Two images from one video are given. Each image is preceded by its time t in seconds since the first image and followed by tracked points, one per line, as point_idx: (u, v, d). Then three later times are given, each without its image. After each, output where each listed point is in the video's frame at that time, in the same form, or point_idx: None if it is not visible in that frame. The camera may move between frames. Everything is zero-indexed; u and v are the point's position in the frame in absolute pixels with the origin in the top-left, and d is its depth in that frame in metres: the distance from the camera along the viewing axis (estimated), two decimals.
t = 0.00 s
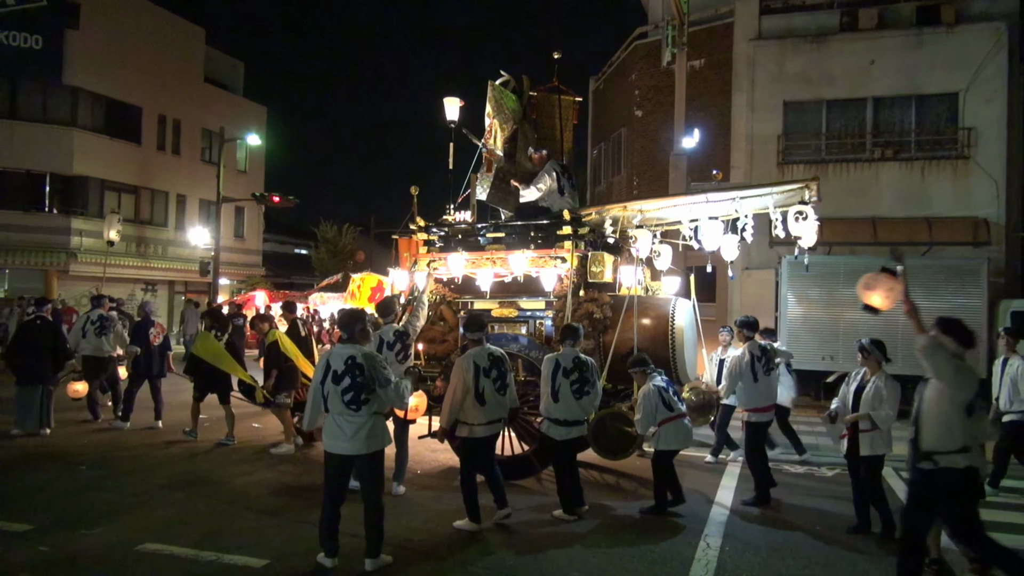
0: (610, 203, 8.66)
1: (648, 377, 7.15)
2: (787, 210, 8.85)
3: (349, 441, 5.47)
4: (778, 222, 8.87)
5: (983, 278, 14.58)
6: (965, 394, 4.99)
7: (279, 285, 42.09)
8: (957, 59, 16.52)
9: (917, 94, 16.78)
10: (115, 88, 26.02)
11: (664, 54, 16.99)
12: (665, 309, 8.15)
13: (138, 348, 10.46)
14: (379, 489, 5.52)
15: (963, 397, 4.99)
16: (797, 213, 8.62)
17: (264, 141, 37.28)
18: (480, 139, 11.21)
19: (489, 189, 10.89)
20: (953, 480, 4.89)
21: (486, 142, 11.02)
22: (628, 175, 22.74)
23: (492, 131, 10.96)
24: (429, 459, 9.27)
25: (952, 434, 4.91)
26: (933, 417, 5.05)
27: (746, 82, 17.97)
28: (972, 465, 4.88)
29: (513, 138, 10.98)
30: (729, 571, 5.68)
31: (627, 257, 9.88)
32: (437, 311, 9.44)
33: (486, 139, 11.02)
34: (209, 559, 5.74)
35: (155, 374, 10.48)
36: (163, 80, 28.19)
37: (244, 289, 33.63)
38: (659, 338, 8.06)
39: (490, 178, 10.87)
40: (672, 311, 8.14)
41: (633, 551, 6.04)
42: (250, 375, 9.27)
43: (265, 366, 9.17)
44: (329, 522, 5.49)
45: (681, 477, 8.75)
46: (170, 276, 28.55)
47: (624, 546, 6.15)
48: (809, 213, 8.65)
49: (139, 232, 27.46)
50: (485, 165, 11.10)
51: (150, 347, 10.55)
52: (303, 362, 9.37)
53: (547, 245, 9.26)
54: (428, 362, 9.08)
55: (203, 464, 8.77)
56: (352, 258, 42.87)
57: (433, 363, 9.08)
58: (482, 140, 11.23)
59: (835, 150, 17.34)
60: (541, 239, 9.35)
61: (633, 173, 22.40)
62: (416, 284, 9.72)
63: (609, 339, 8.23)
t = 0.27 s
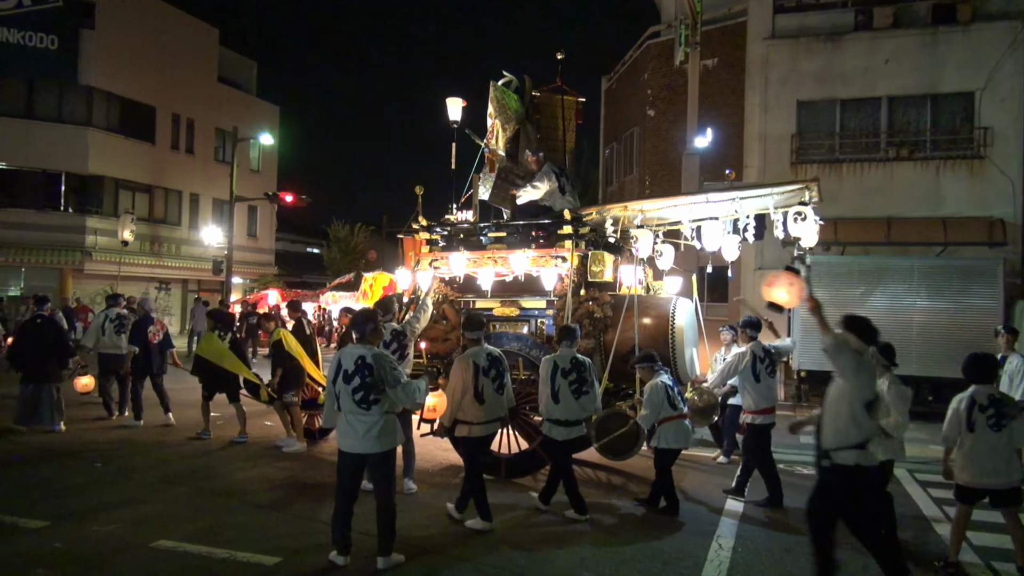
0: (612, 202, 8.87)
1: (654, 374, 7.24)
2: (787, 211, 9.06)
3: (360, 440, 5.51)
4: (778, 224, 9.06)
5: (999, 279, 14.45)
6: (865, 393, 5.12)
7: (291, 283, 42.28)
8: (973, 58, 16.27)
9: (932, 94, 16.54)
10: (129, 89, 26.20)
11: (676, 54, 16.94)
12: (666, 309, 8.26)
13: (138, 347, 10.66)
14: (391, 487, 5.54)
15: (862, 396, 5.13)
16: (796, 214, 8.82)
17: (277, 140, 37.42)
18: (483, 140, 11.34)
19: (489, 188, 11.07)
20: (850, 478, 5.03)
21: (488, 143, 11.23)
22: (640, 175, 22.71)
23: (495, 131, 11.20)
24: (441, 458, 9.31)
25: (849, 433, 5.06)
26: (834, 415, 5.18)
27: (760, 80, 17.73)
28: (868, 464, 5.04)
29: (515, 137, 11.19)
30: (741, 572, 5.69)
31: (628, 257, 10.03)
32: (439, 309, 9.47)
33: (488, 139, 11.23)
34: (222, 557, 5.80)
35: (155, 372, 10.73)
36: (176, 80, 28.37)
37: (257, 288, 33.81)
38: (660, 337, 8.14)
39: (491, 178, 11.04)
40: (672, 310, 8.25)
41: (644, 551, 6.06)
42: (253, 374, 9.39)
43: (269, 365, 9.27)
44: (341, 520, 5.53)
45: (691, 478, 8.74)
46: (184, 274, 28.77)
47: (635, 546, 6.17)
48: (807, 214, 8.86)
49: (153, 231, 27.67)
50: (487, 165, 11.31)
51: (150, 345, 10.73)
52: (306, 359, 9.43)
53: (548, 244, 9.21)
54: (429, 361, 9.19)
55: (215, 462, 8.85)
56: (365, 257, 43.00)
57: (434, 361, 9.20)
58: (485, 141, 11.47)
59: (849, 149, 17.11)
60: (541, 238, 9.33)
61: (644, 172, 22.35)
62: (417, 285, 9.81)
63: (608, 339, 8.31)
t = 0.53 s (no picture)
0: (608, 203, 9.21)
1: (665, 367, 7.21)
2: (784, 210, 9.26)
3: (372, 440, 5.52)
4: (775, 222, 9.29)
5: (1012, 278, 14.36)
6: (763, 397, 5.01)
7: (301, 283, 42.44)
8: (985, 56, 16.16)
9: (944, 92, 16.44)
10: (141, 90, 26.39)
11: (687, 52, 16.92)
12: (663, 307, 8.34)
13: (136, 346, 10.73)
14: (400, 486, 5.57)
15: (761, 399, 5.01)
16: (793, 213, 9.02)
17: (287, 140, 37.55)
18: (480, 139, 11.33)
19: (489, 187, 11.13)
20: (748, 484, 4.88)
21: (487, 143, 11.19)
22: (649, 174, 22.69)
23: (493, 131, 11.16)
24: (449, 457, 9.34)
25: (747, 436, 4.94)
26: (734, 421, 5.06)
27: (771, 79, 17.64)
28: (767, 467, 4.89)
29: (514, 136, 11.12)
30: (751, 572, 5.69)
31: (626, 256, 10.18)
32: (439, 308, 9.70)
33: (488, 139, 11.23)
34: (233, 555, 5.84)
35: (155, 370, 10.84)
36: (187, 81, 28.53)
37: (267, 287, 33.97)
38: (655, 335, 8.26)
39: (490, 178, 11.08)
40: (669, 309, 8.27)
41: (656, 552, 6.05)
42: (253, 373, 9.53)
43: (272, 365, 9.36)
44: (351, 519, 5.56)
45: (699, 478, 8.75)
46: (194, 274, 28.94)
47: (647, 547, 6.16)
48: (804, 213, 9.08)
49: (164, 231, 27.86)
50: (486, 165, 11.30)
51: (149, 344, 10.81)
52: (308, 360, 9.50)
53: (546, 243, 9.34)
54: (430, 359, 9.45)
55: (227, 461, 8.92)
56: (374, 256, 43.09)
57: (434, 358, 9.43)
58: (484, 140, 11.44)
59: (860, 148, 17.03)
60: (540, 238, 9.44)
61: (654, 172, 22.33)
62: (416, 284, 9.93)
63: (605, 338, 8.54)
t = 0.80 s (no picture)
0: (598, 203, 9.29)
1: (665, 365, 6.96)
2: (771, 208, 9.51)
3: (375, 440, 5.55)
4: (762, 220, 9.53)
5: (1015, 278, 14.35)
6: (669, 391, 5.41)
7: (303, 283, 42.45)
8: (988, 55, 16.15)
9: (947, 91, 16.43)
10: (144, 89, 26.47)
11: (689, 52, 16.91)
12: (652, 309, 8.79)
13: (133, 345, 10.79)
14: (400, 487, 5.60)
15: (668, 393, 5.41)
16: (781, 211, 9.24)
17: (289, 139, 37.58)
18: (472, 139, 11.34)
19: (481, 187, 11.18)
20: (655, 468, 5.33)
21: (478, 142, 11.08)
22: (651, 173, 22.69)
23: (484, 131, 11.06)
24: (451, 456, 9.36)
25: (654, 427, 5.35)
26: (645, 412, 5.48)
27: (772, 79, 17.66)
28: (669, 457, 5.31)
29: (506, 136, 11.11)
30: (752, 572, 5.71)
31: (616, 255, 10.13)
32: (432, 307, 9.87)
33: (479, 138, 11.06)
34: (236, 554, 5.86)
35: (150, 369, 10.87)
36: (190, 81, 28.59)
37: (269, 287, 33.99)
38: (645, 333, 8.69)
39: (481, 178, 11.15)
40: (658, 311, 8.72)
41: (658, 552, 6.08)
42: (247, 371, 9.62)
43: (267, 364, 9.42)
44: (353, 518, 5.58)
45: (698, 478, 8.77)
46: (196, 273, 28.97)
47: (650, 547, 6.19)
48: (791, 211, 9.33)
49: (166, 231, 27.91)
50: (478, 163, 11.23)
51: (149, 343, 10.90)
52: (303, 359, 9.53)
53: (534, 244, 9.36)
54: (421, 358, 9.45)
55: (229, 460, 8.94)
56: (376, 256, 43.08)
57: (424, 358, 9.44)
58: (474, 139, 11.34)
59: (862, 147, 17.03)
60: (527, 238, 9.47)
61: (656, 171, 22.33)
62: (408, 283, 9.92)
63: (595, 336, 8.52)
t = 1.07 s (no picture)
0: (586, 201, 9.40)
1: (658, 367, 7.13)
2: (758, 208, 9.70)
3: (378, 440, 5.55)
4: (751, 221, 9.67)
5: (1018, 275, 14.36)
6: (603, 377, 5.64)
7: (304, 283, 42.50)
8: (989, 53, 16.14)
9: (948, 89, 16.41)
10: (145, 90, 26.49)
11: (690, 50, 16.88)
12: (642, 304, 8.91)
13: (136, 343, 10.82)
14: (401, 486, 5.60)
15: (603, 380, 5.64)
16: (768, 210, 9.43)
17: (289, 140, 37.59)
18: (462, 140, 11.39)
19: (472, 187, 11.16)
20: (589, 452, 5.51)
21: (468, 143, 11.11)
22: (652, 173, 22.70)
23: (474, 131, 11.10)
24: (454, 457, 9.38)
25: (587, 412, 5.58)
26: (580, 399, 5.70)
27: (772, 78, 17.65)
28: (599, 441, 5.49)
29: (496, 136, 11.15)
30: (754, 571, 5.72)
31: (604, 254, 10.25)
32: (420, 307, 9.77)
33: (469, 139, 11.12)
34: (239, 554, 5.86)
35: (151, 370, 10.88)
36: (191, 81, 28.60)
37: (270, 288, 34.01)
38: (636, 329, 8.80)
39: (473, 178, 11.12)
40: (647, 307, 8.89)
41: (661, 552, 6.08)
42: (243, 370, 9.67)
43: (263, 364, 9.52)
44: (354, 519, 5.58)
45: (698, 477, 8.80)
46: (197, 274, 28.99)
47: (653, 547, 6.19)
48: (777, 211, 9.52)
49: (167, 231, 27.92)
50: (469, 165, 11.28)
51: (149, 343, 10.91)
52: (297, 358, 9.58)
53: (523, 242, 9.39)
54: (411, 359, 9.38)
55: (230, 460, 8.95)
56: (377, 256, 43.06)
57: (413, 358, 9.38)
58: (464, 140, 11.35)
59: (863, 146, 17.02)
60: (515, 235, 9.52)
61: (656, 171, 22.34)
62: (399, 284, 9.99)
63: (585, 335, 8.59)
